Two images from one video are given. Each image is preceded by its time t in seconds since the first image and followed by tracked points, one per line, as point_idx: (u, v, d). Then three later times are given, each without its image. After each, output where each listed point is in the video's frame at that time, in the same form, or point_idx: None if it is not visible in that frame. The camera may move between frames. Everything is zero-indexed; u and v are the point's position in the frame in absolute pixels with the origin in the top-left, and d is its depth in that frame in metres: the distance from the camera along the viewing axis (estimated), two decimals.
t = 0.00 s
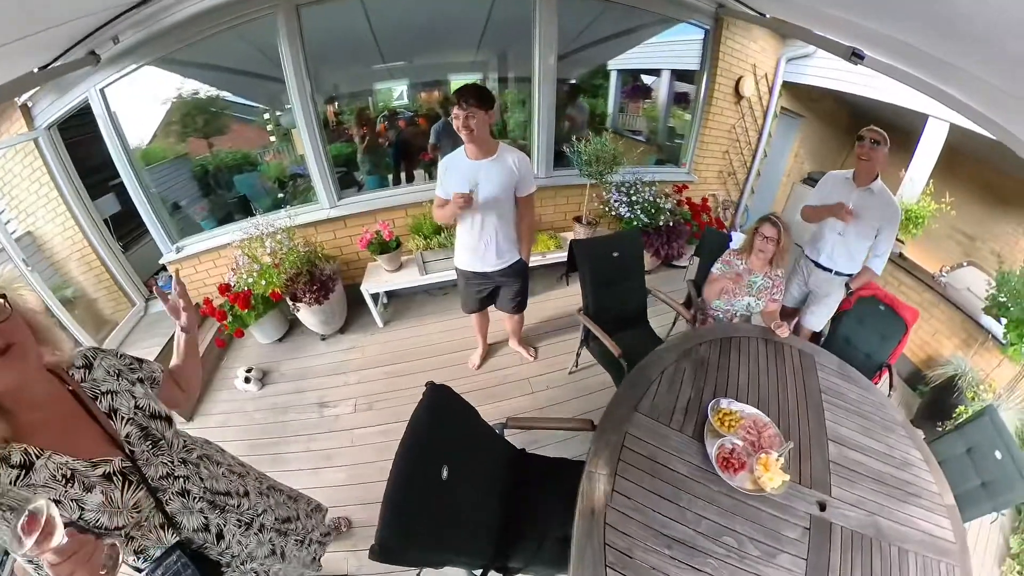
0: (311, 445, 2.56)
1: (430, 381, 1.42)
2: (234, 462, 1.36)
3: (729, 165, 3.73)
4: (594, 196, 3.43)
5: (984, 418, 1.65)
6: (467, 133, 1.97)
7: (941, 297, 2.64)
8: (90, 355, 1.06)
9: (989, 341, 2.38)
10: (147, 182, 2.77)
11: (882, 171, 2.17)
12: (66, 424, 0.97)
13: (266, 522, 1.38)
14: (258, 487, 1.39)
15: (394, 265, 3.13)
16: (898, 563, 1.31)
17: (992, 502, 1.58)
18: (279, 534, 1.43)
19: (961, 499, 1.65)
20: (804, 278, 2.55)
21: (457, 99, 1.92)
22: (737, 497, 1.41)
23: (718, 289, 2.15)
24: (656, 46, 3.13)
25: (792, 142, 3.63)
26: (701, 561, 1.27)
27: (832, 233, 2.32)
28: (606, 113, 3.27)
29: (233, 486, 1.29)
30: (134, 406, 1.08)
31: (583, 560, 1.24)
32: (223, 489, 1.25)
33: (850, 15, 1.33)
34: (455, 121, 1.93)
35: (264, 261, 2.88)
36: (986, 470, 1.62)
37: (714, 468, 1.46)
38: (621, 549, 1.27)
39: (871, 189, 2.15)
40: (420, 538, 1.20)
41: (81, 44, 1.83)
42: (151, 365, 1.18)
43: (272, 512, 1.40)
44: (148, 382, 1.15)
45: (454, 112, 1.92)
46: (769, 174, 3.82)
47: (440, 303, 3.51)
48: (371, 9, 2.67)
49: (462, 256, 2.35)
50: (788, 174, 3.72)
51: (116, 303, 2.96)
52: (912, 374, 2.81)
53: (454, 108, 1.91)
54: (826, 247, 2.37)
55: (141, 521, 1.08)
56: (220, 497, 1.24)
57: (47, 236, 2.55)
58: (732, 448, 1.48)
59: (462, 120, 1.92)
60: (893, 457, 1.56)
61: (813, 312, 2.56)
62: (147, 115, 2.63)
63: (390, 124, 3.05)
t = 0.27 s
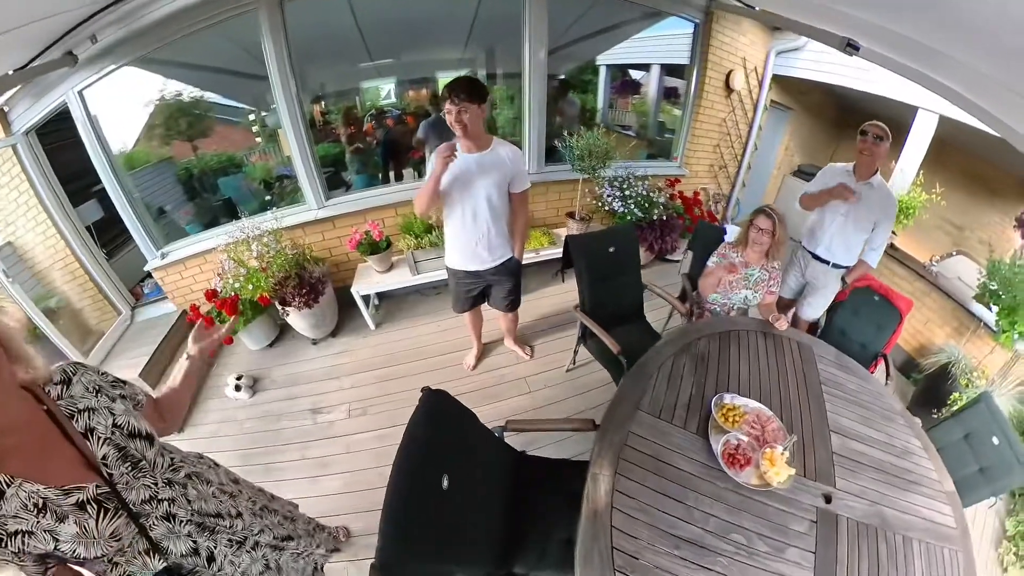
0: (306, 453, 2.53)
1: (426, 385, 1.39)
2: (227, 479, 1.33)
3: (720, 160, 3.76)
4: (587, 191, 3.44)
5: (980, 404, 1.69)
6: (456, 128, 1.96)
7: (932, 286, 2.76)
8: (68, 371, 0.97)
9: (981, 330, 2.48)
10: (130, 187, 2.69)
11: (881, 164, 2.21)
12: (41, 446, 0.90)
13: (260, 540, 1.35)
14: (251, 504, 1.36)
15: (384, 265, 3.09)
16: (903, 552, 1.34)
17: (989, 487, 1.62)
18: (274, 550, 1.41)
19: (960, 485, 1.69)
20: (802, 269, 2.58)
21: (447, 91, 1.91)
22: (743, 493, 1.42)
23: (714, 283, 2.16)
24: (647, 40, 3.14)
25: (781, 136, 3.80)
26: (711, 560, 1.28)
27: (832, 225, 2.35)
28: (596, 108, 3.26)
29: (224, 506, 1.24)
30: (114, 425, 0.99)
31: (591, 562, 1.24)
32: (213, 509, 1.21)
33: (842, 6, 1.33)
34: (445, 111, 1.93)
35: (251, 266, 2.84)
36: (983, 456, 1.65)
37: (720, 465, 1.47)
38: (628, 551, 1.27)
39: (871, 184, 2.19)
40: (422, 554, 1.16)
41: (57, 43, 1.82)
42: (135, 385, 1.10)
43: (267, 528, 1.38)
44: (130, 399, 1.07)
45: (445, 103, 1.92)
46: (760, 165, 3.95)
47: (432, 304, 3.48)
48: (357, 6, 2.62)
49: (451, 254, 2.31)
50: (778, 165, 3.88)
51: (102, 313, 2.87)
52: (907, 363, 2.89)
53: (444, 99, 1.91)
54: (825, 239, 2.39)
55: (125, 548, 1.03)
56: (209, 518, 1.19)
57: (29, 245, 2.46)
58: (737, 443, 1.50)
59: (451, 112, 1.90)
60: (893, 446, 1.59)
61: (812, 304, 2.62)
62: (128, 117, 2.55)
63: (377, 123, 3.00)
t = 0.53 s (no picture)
0: (299, 458, 2.50)
1: (416, 385, 1.36)
2: (215, 490, 1.30)
3: (709, 152, 3.78)
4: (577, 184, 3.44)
5: (974, 389, 1.73)
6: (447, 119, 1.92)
7: (922, 274, 2.83)
8: (45, 378, 0.94)
9: (970, 315, 2.53)
10: (113, 192, 2.62)
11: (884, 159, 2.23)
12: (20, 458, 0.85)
13: (251, 551, 1.32)
14: (241, 515, 1.33)
15: (373, 264, 3.06)
16: (905, 538, 1.37)
17: (988, 470, 1.66)
18: (266, 561, 1.38)
19: (958, 468, 1.73)
20: (797, 259, 2.62)
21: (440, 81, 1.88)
22: (746, 485, 1.43)
23: (707, 274, 2.17)
24: (636, 34, 3.14)
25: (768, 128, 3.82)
26: (716, 554, 1.29)
27: (831, 216, 2.37)
28: (584, 103, 3.26)
29: (211, 517, 1.22)
30: (91, 434, 0.97)
31: (593, 562, 1.24)
32: (199, 522, 1.18)
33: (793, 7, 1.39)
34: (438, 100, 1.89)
35: (236, 268, 2.76)
36: (980, 440, 1.69)
37: (722, 458, 1.48)
38: (631, 549, 1.28)
39: (875, 178, 2.21)
40: (419, 558, 1.14)
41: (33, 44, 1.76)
42: (115, 392, 1.07)
43: (258, 539, 1.35)
44: (110, 408, 1.05)
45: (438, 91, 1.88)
46: (750, 156, 3.99)
47: (422, 303, 3.46)
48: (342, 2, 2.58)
49: (442, 251, 2.29)
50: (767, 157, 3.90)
51: (87, 321, 2.80)
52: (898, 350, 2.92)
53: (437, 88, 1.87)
54: (823, 230, 2.42)
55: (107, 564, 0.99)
56: (195, 530, 1.17)
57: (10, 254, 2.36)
58: (738, 435, 1.52)
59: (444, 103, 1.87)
60: (891, 432, 1.62)
61: (807, 294, 2.67)
62: (111, 121, 2.48)
63: (364, 122, 2.96)
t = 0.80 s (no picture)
0: (290, 461, 2.47)
1: (400, 383, 1.33)
2: (202, 493, 1.28)
3: (696, 144, 3.81)
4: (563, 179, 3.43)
5: (964, 373, 1.76)
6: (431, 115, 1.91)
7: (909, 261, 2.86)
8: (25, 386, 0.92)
9: (959, 301, 2.56)
10: (96, 200, 2.56)
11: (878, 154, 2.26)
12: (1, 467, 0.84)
13: (240, 555, 1.30)
14: (229, 518, 1.31)
15: (360, 264, 3.03)
16: (899, 523, 1.38)
17: (978, 453, 1.68)
18: (256, 564, 1.35)
19: (950, 452, 1.75)
20: (788, 250, 2.64)
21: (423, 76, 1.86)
22: (738, 475, 1.44)
23: (694, 266, 2.19)
24: (623, 29, 3.15)
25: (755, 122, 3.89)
26: (709, 546, 1.29)
27: (823, 208, 2.39)
28: (571, 99, 3.26)
29: (199, 520, 1.20)
30: (74, 439, 0.95)
31: (585, 559, 1.24)
32: (186, 526, 1.16)
33: None
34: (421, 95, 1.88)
35: (222, 271, 2.72)
36: (970, 424, 1.71)
37: (713, 449, 1.49)
38: (624, 544, 1.27)
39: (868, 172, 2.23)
40: (407, 557, 1.11)
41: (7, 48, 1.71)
42: (98, 398, 1.06)
43: (248, 541, 1.33)
44: (94, 412, 1.03)
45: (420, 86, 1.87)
46: (738, 150, 4.04)
47: (412, 302, 3.44)
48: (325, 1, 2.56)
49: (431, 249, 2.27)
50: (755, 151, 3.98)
51: (74, 331, 2.72)
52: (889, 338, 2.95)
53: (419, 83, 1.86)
54: (814, 222, 2.44)
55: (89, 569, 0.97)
56: (182, 534, 1.14)
57: None
58: (728, 425, 1.52)
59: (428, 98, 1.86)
60: (884, 418, 1.64)
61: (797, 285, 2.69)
62: (94, 126, 2.43)
63: (350, 121, 2.95)
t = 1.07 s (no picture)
0: (281, 464, 2.45)
1: (380, 380, 1.31)
2: (186, 495, 1.25)
3: (682, 138, 3.82)
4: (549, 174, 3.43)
5: (952, 358, 1.77)
6: (417, 106, 1.91)
7: (894, 250, 2.88)
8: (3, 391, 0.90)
9: (945, 288, 2.59)
10: (77, 205, 2.52)
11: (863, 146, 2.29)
12: None
13: (225, 556, 1.26)
14: (214, 519, 1.28)
15: (346, 264, 3.01)
16: (890, 508, 1.39)
17: (967, 437, 1.70)
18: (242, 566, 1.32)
19: (939, 437, 1.77)
20: (775, 241, 2.67)
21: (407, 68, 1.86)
22: (727, 466, 1.44)
23: (681, 259, 2.19)
24: (607, 25, 3.17)
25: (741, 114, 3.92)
26: (698, 537, 1.28)
27: (810, 199, 2.41)
28: (557, 94, 3.27)
29: (183, 521, 1.17)
30: (57, 443, 0.94)
31: (572, 554, 1.23)
32: (170, 526, 1.13)
33: None
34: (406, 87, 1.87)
35: (207, 273, 2.67)
36: (959, 409, 1.73)
37: (700, 439, 1.49)
38: (611, 537, 1.27)
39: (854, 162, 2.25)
40: (383, 559, 1.10)
41: None
42: (81, 403, 1.04)
43: (233, 542, 1.30)
44: (75, 416, 1.01)
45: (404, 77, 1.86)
46: (724, 144, 4.09)
47: (400, 301, 3.43)
48: None
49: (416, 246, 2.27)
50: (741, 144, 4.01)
51: (59, 340, 2.67)
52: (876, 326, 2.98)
53: (404, 74, 1.86)
54: (801, 212, 2.46)
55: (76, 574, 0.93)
56: (167, 535, 1.12)
57: None
58: (714, 416, 1.52)
59: (416, 89, 1.86)
60: (873, 405, 1.65)
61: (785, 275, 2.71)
62: (76, 132, 2.39)
63: (336, 121, 2.94)
